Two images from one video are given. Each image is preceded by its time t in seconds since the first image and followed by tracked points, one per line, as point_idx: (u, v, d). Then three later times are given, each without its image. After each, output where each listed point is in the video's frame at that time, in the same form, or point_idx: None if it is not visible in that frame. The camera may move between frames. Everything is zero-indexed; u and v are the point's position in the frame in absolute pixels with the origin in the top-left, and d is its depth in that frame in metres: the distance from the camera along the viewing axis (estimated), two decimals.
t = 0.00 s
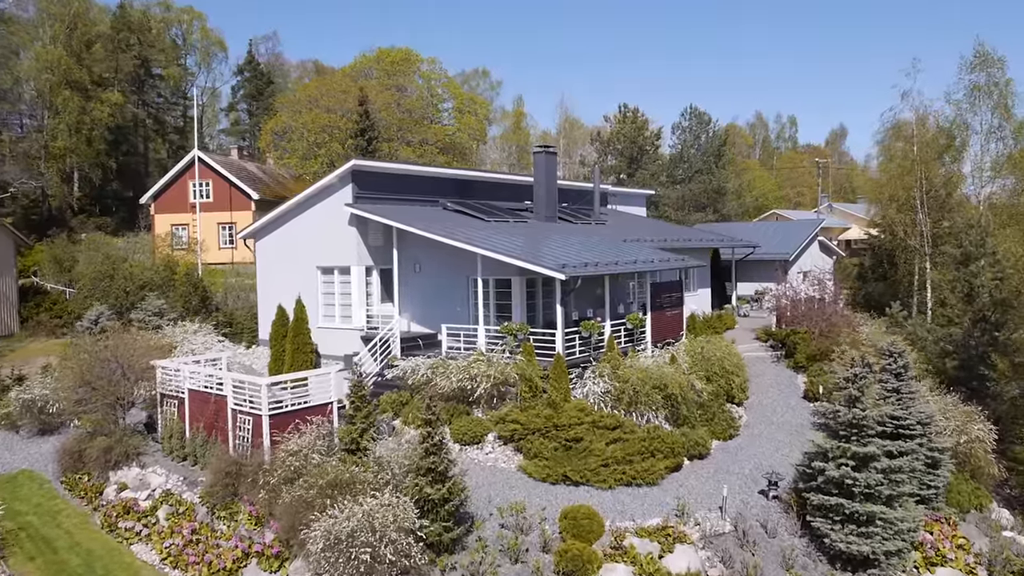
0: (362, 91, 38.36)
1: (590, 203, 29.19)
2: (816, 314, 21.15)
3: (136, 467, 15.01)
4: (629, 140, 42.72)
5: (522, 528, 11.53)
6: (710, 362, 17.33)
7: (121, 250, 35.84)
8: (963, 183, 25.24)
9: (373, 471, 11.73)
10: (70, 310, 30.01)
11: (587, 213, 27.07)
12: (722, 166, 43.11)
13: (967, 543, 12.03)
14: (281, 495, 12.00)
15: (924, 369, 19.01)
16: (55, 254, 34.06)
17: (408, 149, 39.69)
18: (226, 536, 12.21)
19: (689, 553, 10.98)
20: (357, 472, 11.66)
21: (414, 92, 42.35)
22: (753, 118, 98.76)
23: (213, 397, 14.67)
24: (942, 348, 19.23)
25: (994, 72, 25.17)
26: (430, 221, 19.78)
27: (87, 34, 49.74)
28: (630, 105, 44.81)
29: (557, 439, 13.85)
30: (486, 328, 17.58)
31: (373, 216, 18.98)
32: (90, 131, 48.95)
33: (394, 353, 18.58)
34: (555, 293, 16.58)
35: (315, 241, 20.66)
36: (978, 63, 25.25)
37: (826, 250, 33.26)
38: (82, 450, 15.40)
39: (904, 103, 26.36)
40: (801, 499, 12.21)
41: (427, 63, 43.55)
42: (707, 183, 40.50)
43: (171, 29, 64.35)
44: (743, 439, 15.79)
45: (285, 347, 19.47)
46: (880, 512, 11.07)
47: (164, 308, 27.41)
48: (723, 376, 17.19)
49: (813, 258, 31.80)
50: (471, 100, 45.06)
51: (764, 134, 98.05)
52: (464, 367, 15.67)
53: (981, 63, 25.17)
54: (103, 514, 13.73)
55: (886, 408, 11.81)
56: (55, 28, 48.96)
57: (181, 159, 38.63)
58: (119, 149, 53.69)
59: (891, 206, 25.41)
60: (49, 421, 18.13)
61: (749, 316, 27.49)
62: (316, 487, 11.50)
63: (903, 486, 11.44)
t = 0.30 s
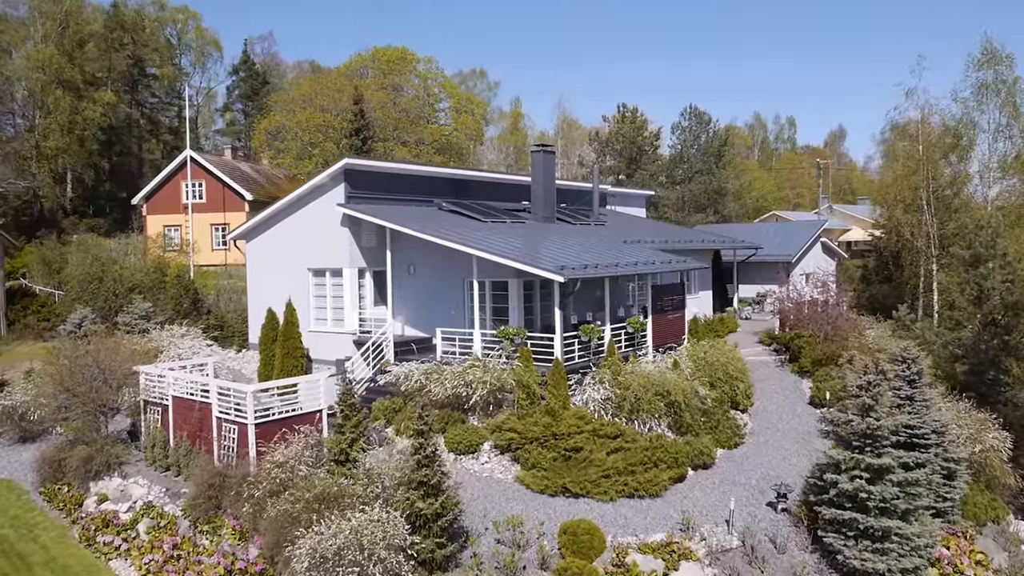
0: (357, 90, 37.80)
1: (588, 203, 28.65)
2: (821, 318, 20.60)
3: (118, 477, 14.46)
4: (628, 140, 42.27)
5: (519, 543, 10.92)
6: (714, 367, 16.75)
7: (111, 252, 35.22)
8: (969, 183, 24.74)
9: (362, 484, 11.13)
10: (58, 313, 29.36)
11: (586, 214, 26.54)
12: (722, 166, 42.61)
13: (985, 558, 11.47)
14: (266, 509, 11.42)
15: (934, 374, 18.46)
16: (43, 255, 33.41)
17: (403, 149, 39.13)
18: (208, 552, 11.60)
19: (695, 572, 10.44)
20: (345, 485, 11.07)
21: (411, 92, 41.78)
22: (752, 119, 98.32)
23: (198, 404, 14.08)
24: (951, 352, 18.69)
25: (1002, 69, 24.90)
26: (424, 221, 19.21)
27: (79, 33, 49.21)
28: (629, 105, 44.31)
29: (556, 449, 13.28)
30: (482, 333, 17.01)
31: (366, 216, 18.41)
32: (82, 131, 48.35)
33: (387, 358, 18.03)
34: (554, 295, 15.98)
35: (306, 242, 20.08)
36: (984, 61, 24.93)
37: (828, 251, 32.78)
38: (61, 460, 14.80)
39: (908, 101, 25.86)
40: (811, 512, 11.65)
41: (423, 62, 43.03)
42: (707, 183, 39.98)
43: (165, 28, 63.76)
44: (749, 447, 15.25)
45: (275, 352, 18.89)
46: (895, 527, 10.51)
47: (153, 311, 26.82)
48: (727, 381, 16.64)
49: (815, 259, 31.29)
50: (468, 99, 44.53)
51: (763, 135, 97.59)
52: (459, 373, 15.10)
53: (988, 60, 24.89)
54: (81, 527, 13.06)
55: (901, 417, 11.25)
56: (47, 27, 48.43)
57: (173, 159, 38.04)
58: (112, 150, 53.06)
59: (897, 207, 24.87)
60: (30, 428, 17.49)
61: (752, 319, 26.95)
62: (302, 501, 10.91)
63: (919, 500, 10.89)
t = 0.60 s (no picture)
0: (353, 89, 37.21)
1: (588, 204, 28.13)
2: (828, 321, 20.04)
3: (98, 488, 13.84)
4: (627, 140, 41.99)
5: (516, 560, 10.31)
6: (718, 373, 16.20)
7: (102, 253, 34.63)
8: (976, 183, 24.27)
9: (351, 497, 10.56)
10: (45, 316, 28.77)
11: (585, 215, 26.01)
12: (722, 167, 42.11)
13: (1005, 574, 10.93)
14: (250, 523, 10.83)
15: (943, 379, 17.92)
16: (32, 256, 32.78)
17: (399, 149, 38.56)
18: (189, 568, 11.01)
19: None
20: (334, 499, 10.50)
21: (407, 91, 41.21)
22: (751, 120, 97.91)
23: (182, 411, 13.48)
24: (961, 357, 18.15)
25: (1010, 67, 24.60)
26: (418, 222, 18.63)
27: (72, 32, 48.60)
28: (628, 105, 43.80)
29: (555, 459, 12.72)
30: (478, 337, 16.45)
31: (359, 216, 17.86)
32: (74, 131, 47.80)
33: (381, 363, 17.50)
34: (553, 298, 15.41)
35: (298, 243, 19.50)
36: (992, 58, 24.53)
37: (831, 253, 32.28)
38: (40, 470, 14.22)
39: (914, 99, 25.39)
40: (823, 527, 11.09)
41: (420, 61, 42.49)
42: (708, 183, 39.45)
43: (160, 28, 63.15)
44: (755, 456, 14.72)
45: (266, 356, 18.31)
46: (913, 544, 9.97)
47: (140, 314, 26.23)
48: (731, 386, 16.10)
49: (818, 261, 30.78)
50: (465, 99, 44.00)
51: (762, 136, 97.13)
52: (455, 379, 14.54)
53: (997, 58, 24.57)
54: (59, 541, 12.40)
55: (918, 427, 10.68)
56: (39, 25, 47.83)
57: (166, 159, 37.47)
58: (105, 150, 52.44)
59: (904, 207, 24.32)
60: (11, 435, 16.89)
61: (754, 322, 26.42)
62: (288, 516, 10.32)
63: (938, 514, 10.35)
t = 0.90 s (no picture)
0: (348, 88, 36.66)
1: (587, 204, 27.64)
2: (834, 324, 19.52)
3: (79, 499, 13.27)
4: (626, 140, 41.69)
5: None
6: (723, 378, 15.67)
7: (93, 254, 34.06)
8: (984, 182, 23.79)
9: (340, 511, 10.01)
10: (34, 318, 28.21)
11: (585, 215, 25.51)
12: (723, 167, 41.64)
13: None
14: (233, 539, 10.22)
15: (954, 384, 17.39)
16: (21, 257, 32.19)
17: (395, 149, 38.02)
18: None
19: None
20: (321, 513, 9.96)
21: (404, 90, 40.69)
22: (750, 121, 97.52)
23: (165, 419, 12.92)
24: (972, 361, 17.62)
25: (1018, 63, 24.03)
26: (412, 221, 18.09)
27: (65, 31, 48.10)
28: (627, 105, 43.31)
29: (554, 468, 12.19)
30: (475, 340, 15.89)
31: (352, 216, 17.32)
32: (67, 131, 47.25)
33: (374, 367, 16.96)
34: (552, 301, 14.84)
35: (289, 243, 18.95)
36: (999, 55, 23.97)
37: (834, 254, 31.78)
38: (18, 479, 13.60)
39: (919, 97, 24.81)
40: (836, 541, 10.56)
41: (417, 60, 41.98)
42: (709, 183, 38.94)
43: (155, 27, 62.61)
44: (761, 464, 14.20)
45: (255, 360, 17.74)
46: (933, 561, 9.44)
47: (127, 317, 25.65)
48: (736, 392, 15.58)
49: (821, 262, 30.27)
50: (463, 98, 43.50)
51: (761, 137, 96.67)
52: (450, 384, 13.99)
53: (1004, 55, 24.00)
54: (34, 554, 11.84)
55: (938, 437, 10.10)
56: (30, 24, 47.21)
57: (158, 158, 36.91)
58: (99, 150, 51.88)
59: (910, 207, 23.79)
60: None
61: (757, 325, 25.91)
62: (273, 531, 9.76)
63: (958, 529, 9.82)
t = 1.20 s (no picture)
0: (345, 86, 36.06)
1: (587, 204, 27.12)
2: (840, 327, 19.01)
3: (59, 510, 12.70)
4: (626, 139, 41.27)
5: None
6: (728, 383, 15.15)
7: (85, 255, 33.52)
8: (992, 182, 23.30)
9: (328, 526, 9.52)
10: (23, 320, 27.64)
11: (585, 215, 25.00)
12: (724, 167, 41.14)
13: None
14: (214, 555, 9.62)
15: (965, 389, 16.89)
16: (11, 258, 31.65)
17: (392, 149, 37.47)
18: None
19: None
20: (308, 528, 9.48)
21: (402, 89, 40.17)
22: (750, 121, 97.09)
23: (148, 426, 12.37)
24: (984, 365, 17.12)
25: None
26: (408, 221, 17.57)
27: (58, 30, 47.55)
28: (627, 105, 42.83)
29: (554, 479, 11.65)
30: (472, 344, 15.35)
31: (345, 216, 16.79)
32: (61, 130, 46.69)
33: (367, 371, 16.43)
34: (551, 303, 14.30)
35: (281, 243, 18.40)
36: (1008, 51, 23.71)
37: (838, 255, 31.30)
38: None
39: (926, 95, 24.18)
40: (851, 557, 10.05)
41: (414, 59, 41.47)
42: (710, 183, 38.43)
43: (151, 26, 62.08)
44: (768, 473, 13.69)
45: (245, 364, 17.18)
46: None
47: (114, 319, 25.07)
48: (743, 397, 15.07)
49: (825, 263, 29.77)
50: (461, 98, 42.97)
51: (761, 137, 96.19)
52: (445, 390, 13.46)
53: (1012, 52, 23.75)
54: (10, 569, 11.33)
55: (959, 447, 9.51)
56: (24, 22, 46.65)
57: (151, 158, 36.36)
58: (93, 149, 51.33)
59: (918, 207, 23.23)
60: None
61: (760, 327, 25.40)
62: (257, 546, 9.20)
63: (981, 545, 9.31)
